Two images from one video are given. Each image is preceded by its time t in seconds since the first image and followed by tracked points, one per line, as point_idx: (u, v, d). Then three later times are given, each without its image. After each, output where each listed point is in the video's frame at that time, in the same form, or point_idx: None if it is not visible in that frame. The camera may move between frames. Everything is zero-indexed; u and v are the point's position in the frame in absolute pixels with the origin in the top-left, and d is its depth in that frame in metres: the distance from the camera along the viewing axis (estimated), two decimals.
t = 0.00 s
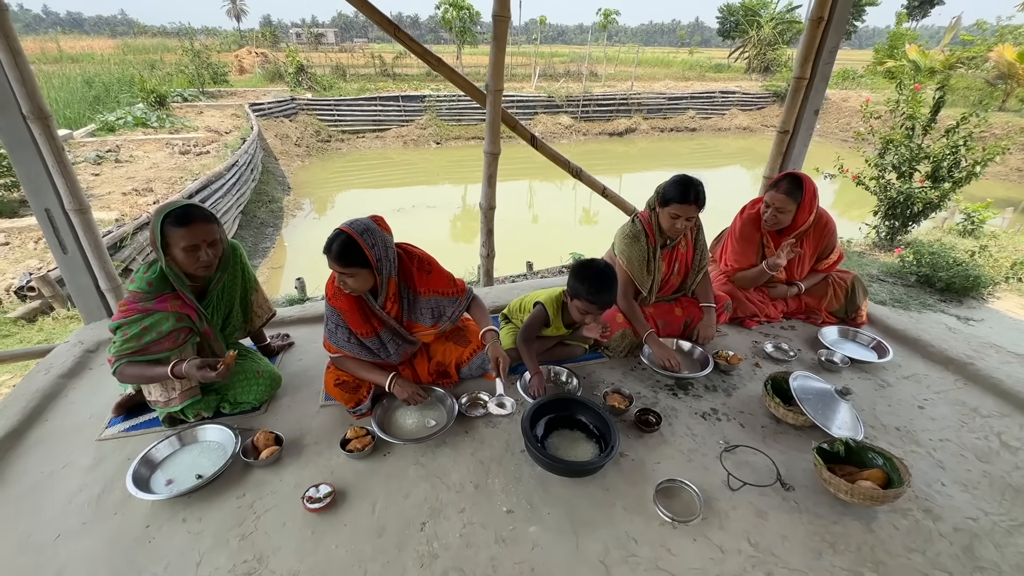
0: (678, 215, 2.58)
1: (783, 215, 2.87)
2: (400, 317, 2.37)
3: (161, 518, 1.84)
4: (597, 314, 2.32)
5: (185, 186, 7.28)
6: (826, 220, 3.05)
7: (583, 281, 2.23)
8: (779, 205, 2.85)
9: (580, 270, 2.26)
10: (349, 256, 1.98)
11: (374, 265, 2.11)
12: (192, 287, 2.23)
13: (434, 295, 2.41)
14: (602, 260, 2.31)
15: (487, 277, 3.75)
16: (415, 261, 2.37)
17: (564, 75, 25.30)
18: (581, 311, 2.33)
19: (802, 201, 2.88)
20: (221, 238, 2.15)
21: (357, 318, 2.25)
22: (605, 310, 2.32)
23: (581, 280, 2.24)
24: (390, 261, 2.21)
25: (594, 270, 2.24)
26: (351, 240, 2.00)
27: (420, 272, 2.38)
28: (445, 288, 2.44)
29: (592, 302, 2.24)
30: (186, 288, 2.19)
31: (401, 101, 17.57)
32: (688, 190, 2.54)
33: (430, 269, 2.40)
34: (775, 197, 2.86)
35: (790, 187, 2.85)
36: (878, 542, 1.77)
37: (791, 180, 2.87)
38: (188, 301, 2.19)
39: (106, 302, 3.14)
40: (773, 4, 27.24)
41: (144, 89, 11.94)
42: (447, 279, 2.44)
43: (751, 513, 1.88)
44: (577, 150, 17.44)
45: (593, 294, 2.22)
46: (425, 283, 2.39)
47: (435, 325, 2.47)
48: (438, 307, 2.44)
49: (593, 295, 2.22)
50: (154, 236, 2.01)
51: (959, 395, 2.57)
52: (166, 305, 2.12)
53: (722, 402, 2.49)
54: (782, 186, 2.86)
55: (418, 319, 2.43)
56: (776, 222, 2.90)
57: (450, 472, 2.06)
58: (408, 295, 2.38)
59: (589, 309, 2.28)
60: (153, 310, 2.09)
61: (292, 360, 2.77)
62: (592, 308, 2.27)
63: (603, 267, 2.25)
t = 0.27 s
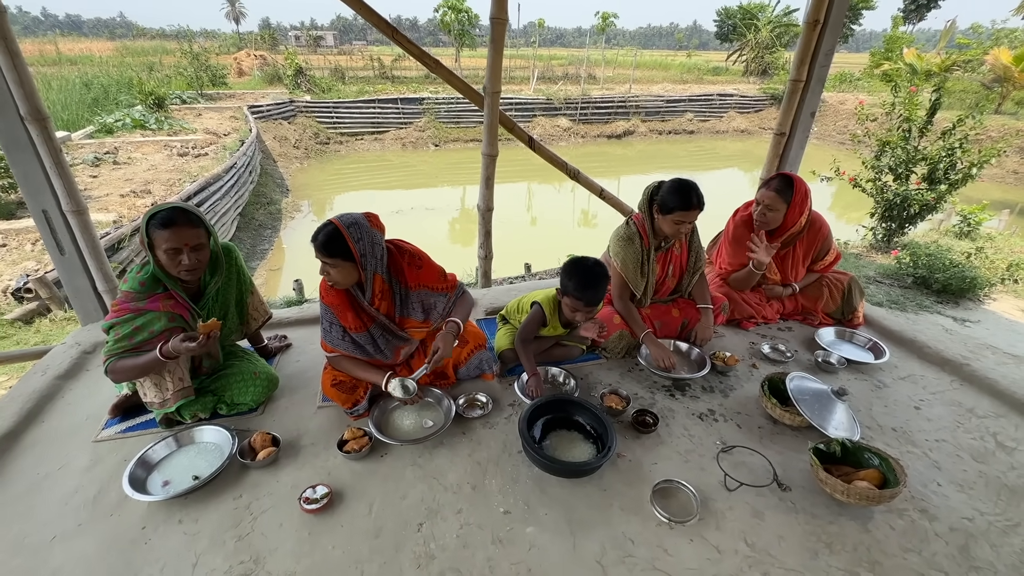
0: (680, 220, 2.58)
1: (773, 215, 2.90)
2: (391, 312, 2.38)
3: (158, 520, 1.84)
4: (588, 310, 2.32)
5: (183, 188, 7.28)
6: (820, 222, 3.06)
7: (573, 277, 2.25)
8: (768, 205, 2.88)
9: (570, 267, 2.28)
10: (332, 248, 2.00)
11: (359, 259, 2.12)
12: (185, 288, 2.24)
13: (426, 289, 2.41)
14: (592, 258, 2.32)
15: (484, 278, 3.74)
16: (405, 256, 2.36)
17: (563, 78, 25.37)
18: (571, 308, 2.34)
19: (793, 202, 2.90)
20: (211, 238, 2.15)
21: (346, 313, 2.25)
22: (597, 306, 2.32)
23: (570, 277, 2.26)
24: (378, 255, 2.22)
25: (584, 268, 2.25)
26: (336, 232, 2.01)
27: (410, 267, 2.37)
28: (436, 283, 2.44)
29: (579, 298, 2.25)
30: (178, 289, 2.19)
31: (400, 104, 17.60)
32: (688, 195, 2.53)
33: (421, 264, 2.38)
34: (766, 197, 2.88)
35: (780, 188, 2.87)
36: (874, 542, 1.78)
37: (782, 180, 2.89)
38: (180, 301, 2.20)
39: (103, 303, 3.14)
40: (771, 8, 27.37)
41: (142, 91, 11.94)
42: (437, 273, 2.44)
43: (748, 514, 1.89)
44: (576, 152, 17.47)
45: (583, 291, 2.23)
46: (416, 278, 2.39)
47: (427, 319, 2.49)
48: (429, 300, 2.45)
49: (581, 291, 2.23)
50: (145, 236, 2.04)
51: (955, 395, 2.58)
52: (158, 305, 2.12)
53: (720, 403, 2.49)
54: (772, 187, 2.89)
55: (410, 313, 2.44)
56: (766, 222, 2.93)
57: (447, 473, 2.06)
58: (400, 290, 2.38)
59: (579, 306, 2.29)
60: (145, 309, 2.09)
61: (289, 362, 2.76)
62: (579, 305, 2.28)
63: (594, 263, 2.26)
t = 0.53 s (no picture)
0: (681, 221, 2.60)
1: (773, 220, 2.90)
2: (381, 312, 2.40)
3: (151, 522, 1.83)
4: (573, 316, 2.33)
5: (180, 190, 7.27)
6: (818, 228, 3.07)
7: (561, 283, 2.25)
8: (769, 211, 2.89)
9: (559, 272, 2.28)
10: (319, 248, 2.01)
11: (346, 259, 2.13)
12: (180, 291, 2.25)
13: (415, 291, 2.42)
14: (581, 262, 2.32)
15: (481, 280, 3.75)
16: (396, 256, 2.37)
17: (560, 82, 25.47)
18: (559, 312, 2.35)
19: (794, 208, 2.91)
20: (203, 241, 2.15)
21: (336, 313, 2.28)
22: (583, 312, 2.33)
23: (558, 282, 2.27)
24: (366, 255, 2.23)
25: (572, 274, 2.25)
26: (323, 232, 2.02)
27: (400, 267, 2.38)
28: (424, 285, 2.44)
29: (562, 303, 2.26)
30: (172, 291, 2.20)
31: (398, 107, 17.64)
32: (687, 196, 2.56)
33: (411, 265, 2.40)
34: (764, 201, 2.90)
35: (781, 194, 2.88)
36: (868, 543, 1.78)
37: (784, 186, 2.90)
38: (174, 304, 2.20)
39: (98, 305, 3.13)
40: (767, 13, 27.55)
41: (140, 94, 11.94)
42: (427, 274, 2.44)
43: (742, 515, 1.89)
44: (573, 155, 17.52)
45: (568, 296, 2.23)
46: (405, 279, 2.40)
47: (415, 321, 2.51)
48: (418, 302, 2.46)
49: (564, 296, 2.24)
50: (139, 238, 2.05)
51: (948, 397, 2.60)
52: (152, 307, 2.13)
53: (715, 404, 2.50)
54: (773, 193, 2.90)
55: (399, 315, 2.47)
56: (766, 228, 2.93)
57: (442, 475, 2.06)
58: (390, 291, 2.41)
59: (566, 311, 2.30)
60: (139, 311, 2.10)
61: (285, 364, 2.76)
62: (563, 310, 2.30)
63: (585, 271, 2.26)
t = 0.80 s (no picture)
0: (683, 219, 2.64)
1: (765, 220, 2.91)
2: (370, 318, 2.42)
3: (138, 530, 1.81)
4: (560, 322, 2.33)
5: (174, 196, 7.25)
6: (811, 229, 3.08)
7: (548, 288, 2.26)
8: (760, 210, 2.90)
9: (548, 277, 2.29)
10: (304, 255, 2.02)
11: (334, 265, 2.14)
12: (170, 297, 2.23)
13: (403, 297, 2.44)
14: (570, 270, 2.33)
15: (474, 285, 3.75)
16: (384, 262, 2.39)
17: (556, 87, 25.61)
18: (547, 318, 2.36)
19: (785, 207, 2.93)
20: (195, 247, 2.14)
21: (324, 320, 2.30)
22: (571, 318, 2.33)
23: (545, 288, 2.28)
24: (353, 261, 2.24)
25: (559, 279, 2.26)
26: (309, 239, 2.03)
27: (388, 273, 2.40)
28: (413, 291, 2.45)
29: (549, 308, 2.26)
30: (163, 297, 2.18)
31: (394, 113, 17.67)
32: (683, 197, 2.60)
33: (399, 270, 2.41)
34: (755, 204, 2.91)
35: (772, 193, 2.90)
36: (859, 547, 1.78)
37: (774, 186, 2.92)
38: (164, 309, 2.18)
39: (88, 311, 3.11)
40: (761, 19, 27.79)
41: (135, 100, 11.93)
42: (415, 280, 2.46)
43: (734, 520, 1.88)
44: (569, 160, 17.58)
45: (555, 302, 2.23)
46: (393, 285, 2.41)
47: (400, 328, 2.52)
48: (407, 308, 2.47)
49: (551, 301, 2.24)
50: (130, 245, 2.03)
51: (940, 400, 2.60)
52: (142, 313, 2.11)
53: (707, 409, 2.50)
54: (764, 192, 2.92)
55: (385, 322, 2.47)
56: (758, 227, 2.94)
57: (433, 481, 2.05)
58: (378, 298, 2.42)
59: (553, 317, 2.30)
60: (129, 318, 2.08)
61: (276, 370, 2.74)
62: (550, 315, 2.30)
63: (571, 276, 2.27)
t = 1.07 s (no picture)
0: (668, 216, 2.63)
1: (750, 222, 2.88)
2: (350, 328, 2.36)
3: (99, 555, 1.73)
4: (534, 321, 2.29)
5: (154, 203, 7.11)
6: (794, 231, 3.07)
7: (518, 287, 2.24)
8: (745, 213, 2.86)
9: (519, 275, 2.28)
10: (279, 268, 1.95)
11: (310, 275, 2.07)
12: (136, 310, 2.15)
13: (384, 305, 2.38)
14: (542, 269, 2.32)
15: (458, 293, 3.69)
16: (361, 269, 2.33)
17: (543, 93, 25.73)
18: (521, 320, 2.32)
19: (769, 210, 2.90)
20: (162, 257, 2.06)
21: (303, 333, 2.22)
22: (546, 317, 2.30)
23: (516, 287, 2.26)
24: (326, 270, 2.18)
25: (530, 278, 2.25)
26: (281, 252, 1.96)
27: (367, 282, 2.34)
28: (394, 298, 2.40)
29: (520, 306, 2.23)
30: (128, 310, 2.11)
31: (381, 119, 17.60)
32: (665, 195, 2.58)
33: (378, 277, 2.36)
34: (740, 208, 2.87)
35: (756, 195, 2.87)
36: (845, 557, 1.75)
37: (757, 188, 2.89)
38: (129, 323, 2.10)
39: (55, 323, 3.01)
40: (745, 26, 28.20)
41: (116, 106, 11.73)
42: (395, 286, 2.41)
43: (718, 531, 1.84)
44: (558, 165, 17.61)
45: (525, 301, 2.21)
46: (373, 293, 2.35)
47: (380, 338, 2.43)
48: (388, 317, 2.41)
49: (521, 297, 2.22)
50: (93, 257, 1.95)
51: (923, 403, 2.59)
52: (105, 327, 2.03)
53: (692, 416, 2.46)
54: (748, 194, 2.88)
55: (364, 331, 2.39)
56: (743, 230, 2.91)
57: (410, 496, 1.98)
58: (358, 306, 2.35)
59: (525, 317, 2.27)
60: (91, 331, 2.00)
61: (251, 382, 2.66)
62: (523, 315, 2.26)
63: (542, 274, 2.25)
